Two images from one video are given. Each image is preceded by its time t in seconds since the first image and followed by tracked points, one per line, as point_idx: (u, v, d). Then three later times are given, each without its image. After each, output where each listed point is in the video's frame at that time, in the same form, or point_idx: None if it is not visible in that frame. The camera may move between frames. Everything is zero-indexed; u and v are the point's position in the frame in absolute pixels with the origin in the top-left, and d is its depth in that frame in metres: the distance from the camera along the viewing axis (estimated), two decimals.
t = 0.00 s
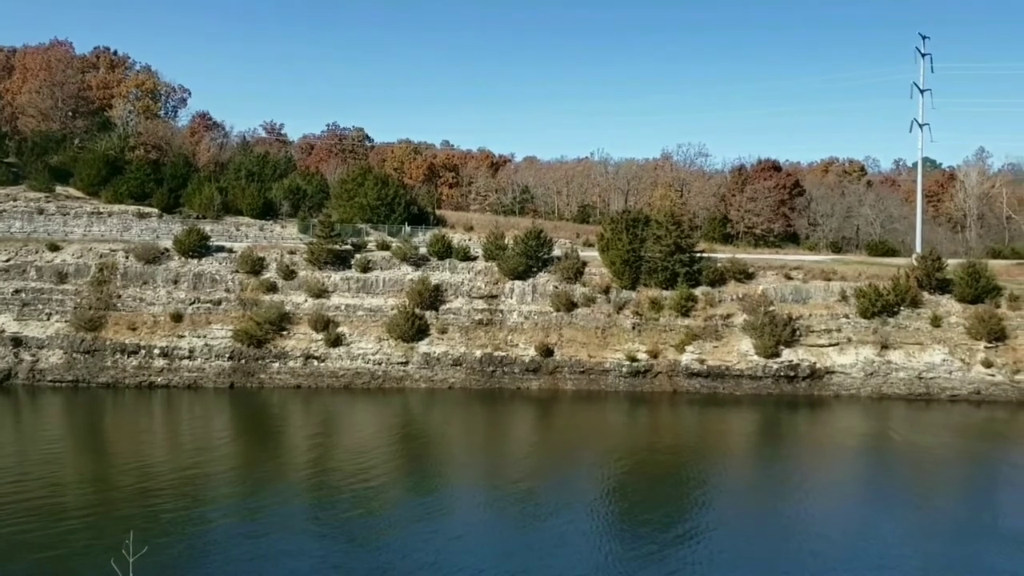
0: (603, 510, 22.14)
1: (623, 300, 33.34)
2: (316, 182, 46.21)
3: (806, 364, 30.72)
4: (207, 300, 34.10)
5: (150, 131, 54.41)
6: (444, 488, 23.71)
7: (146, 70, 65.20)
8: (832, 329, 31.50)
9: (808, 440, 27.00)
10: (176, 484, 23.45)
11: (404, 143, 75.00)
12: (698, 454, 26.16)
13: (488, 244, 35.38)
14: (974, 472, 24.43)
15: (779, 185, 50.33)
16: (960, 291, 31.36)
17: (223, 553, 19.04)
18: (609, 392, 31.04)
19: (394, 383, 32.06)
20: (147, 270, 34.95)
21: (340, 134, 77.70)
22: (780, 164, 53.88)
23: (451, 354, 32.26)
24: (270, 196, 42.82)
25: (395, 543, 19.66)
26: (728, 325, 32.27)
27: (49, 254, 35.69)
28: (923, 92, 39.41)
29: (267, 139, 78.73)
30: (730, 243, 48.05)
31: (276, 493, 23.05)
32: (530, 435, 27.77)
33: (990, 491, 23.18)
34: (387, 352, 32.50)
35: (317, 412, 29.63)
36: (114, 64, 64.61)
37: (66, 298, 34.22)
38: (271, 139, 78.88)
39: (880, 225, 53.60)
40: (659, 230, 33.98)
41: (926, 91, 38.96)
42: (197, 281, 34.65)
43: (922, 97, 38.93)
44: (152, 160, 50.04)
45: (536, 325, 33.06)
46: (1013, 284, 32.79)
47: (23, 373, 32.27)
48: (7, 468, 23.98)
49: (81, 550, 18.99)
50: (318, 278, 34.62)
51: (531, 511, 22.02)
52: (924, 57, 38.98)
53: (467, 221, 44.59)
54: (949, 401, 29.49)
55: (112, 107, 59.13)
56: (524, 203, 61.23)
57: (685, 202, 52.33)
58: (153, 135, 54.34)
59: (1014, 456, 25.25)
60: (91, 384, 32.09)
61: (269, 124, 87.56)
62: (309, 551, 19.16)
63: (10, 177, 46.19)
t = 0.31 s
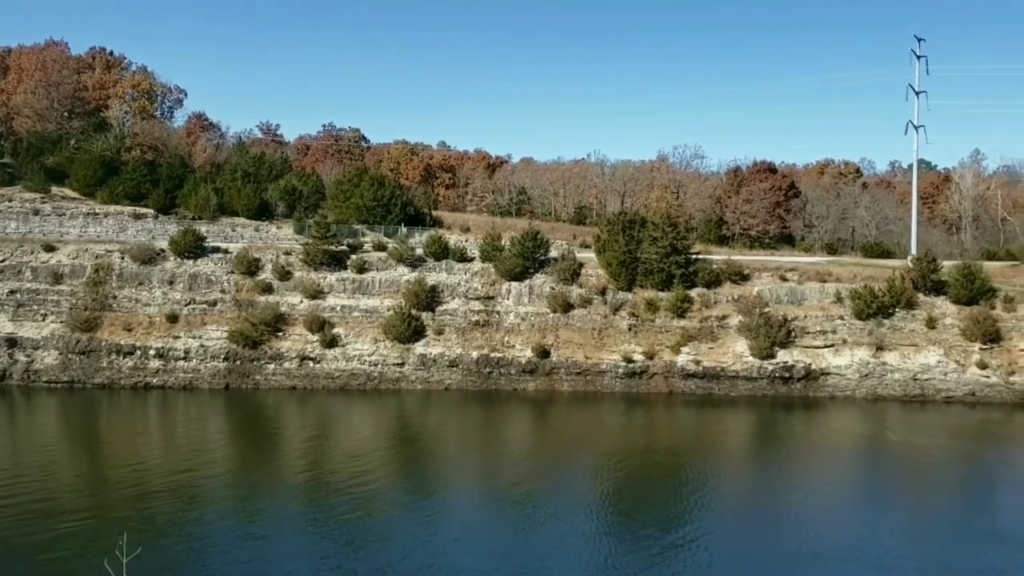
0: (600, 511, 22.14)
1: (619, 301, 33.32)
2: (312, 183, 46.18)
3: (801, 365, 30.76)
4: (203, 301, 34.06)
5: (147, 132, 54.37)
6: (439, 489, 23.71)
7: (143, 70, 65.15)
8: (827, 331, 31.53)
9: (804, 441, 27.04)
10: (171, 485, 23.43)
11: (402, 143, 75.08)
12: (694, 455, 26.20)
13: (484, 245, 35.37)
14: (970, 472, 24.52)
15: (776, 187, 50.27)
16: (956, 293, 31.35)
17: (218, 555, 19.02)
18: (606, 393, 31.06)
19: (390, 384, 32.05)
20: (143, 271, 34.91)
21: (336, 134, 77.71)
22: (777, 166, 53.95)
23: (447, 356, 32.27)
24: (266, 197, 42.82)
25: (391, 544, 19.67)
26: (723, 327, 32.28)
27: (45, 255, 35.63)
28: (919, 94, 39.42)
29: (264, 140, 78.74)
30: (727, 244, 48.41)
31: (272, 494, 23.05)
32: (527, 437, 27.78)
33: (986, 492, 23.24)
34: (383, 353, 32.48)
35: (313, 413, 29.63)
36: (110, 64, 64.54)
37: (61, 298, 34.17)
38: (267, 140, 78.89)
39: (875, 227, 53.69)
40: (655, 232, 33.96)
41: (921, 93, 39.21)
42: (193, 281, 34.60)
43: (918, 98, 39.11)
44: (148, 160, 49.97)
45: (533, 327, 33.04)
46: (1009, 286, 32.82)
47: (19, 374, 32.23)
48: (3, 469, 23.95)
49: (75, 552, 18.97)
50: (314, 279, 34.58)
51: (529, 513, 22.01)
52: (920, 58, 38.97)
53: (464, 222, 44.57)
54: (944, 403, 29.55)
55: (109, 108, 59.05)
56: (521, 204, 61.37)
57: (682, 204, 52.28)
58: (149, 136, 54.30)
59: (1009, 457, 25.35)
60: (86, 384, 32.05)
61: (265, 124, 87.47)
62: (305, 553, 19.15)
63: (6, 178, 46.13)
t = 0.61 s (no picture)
0: (602, 520, 22.05)
1: (620, 308, 33.25)
2: (314, 190, 46.20)
3: (802, 374, 30.68)
4: (203, 307, 34.02)
5: (148, 138, 54.45)
6: (439, 497, 23.64)
7: (144, 77, 65.26)
8: (828, 339, 31.46)
9: (805, 450, 26.96)
10: (171, 492, 23.33)
11: (402, 150, 75.15)
12: (695, 464, 26.14)
13: (485, 252, 35.36)
14: (971, 481, 24.49)
15: (776, 195, 50.19)
16: (957, 302, 31.28)
17: (218, 563, 18.92)
18: (606, 401, 30.98)
19: (390, 392, 31.96)
20: (143, 277, 34.87)
21: (337, 140, 77.76)
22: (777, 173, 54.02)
23: (448, 363, 32.19)
24: (267, 203, 42.87)
25: (392, 551, 19.56)
26: (724, 334, 32.20)
27: (45, 261, 35.61)
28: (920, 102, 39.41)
29: (264, 146, 78.83)
30: (728, 252, 48.52)
31: (272, 502, 22.95)
32: (527, 445, 27.72)
33: (988, 501, 23.19)
34: (383, 360, 32.41)
35: (313, 421, 29.56)
36: (111, 71, 64.68)
37: (62, 305, 34.13)
38: (268, 146, 78.98)
39: (876, 235, 53.58)
40: (656, 239, 33.91)
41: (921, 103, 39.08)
42: (193, 288, 34.58)
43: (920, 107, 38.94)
44: (149, 166, 50.02)
45: (533, 334, 32.98)
46: (1010, 295, 32.76)
47: (18, 380, 32.15)
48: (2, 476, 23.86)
49: (74, 560, 18.85)
50: (314, 285, 34.53)
51: (530, 521, 21.93)
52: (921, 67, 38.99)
53: (465, 229, 44.56)
54: (945, 412, 29.47)
55: (110, 114, 59.11)
56: (521, 211, 61.47)
57: (682, 212, 52.15)
58: (150, 142, 54.36)
59: (1010, 465, 25.32)
60: (86, 391, 31.96)
61: (266, 131, 87.57)
62: (306, 562, 19.05)
63: (7, 184, 46.15)
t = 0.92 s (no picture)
0: (595, 534, 21.91)
1: (612, 321, 33.24)
2: (305, 203, 46.09)
3: (794, 387, 30.66)
4: (194, 321, 33.88)
5: (139, 152, 54.41)
6: (431, 512, 23.49)
7: (135, 90, 65.28)
8: (820, 352, 31.47)
9: (798, 464, 26.89)
10: (161, 508, 23.13)
11: (394, 162, 75.15)
12: (687, 477, 26.07)
13: (476, 265, 35.36)
14: (965, 494, 24.44)
15: (766, 208, 50.82)
16: (947, 314, 31.35)
17: None
18: (599, 415, 30.89)
19: (381, 406, 31.81)
20: (134, 291, 34.73)
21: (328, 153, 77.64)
22: (766, 188, 54.45)
23: (439, 377, 32.08)
24: (258, 217, 42.80)
25: (385, 567, 19.39)
26: (716, 347, 32.19)
27: (35, 275, 35.44)
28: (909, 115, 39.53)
29: (256, 160, 78.84)
30: (718, 265, 47.95)
31: (263, 518, 22.77)
32: (519, 459, 27.61)
33: (979, 513, 23.21)
34: (374, 374, 32.29)
35: (304, 436, 29.40)
36: (102, 84, 64.70)
37: (51, 319, 33.95)
38: (260, 159, 78.99)
39: (867, 248, 53.59)
40: (647, 252, 33.93)
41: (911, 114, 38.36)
42: (184, 302, 34.46)
43: (909, 120, 38.49)
44: (140, 180, 49.96)
45: (525, 347, 32.91)
46: (1000, 307, 32.86)
47: (7, 395, 31.90)
48: None
49: None
50: (305, 299, 34.43)
51: (523, 536, 21.79)
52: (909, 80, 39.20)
53: (457, 242, 44.56)
54: (937, 425, 29.47)
55: (101, 128, 59.08)
56: (513, 224, 61.61)
57: (674, 224, 52.53)
58: (141, 156, 54.32)
59: (1002, 478, 25.32)
60: (75, 406, 31.72)
61: (258, 145, 87.62)
62: None
63: None
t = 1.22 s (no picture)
0: (546, 535, 21.96)
1: (565, 321, 33.36)
2: (255, 204, 45.57)
3: (743, 386, 31.05)
4: (142, 322, 33.25)
5: (86, 150, 53.25)
6: (382, 514, 23.36)
7: (82, 88, 63.85)
8: (768, 351, 31.92)
9: (747, 462, 27.27)
10: (105, 514, 22.63)
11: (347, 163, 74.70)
12: (638, 476, 26.27)
13: (430, 266, 35.31)
14: (907, 490, 25.03)
15: (716, 211, 50.97)
16: (891, 315, 32.02)
17: None
18: (551, 415, 30.97)
19: (333, 409, 31.53)
20: (80, 292, 33.98)
21: (279, 153, 76.56)
22: (717, 190, 54.42)
23: (392, 378, 31.88)
24: (207, 217, 42.14)
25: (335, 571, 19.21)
26: (667, 347, 32.48)
27: None
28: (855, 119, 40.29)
29: (207, 159, 77.59)
30: (670, 267, 48.34)
31: (211, 522, 22.43)
32: (472, 460, 27.59)
33: (921, 509, 23.77)
34: (326, 376, 31.99)
35: (255, 438, 29.03)
36: (47, 81, 63.18)
37: None
38: (211, 159, 77.77)
39: (813, 250, 54.85)
40: (600, 253, 34.14)
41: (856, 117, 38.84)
42: (132, 303, 33.82)
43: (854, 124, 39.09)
44: (86, 179, 48.89)
45: (479, 348, 32.88)
46: (941, 308, 33.69)
47: None
48: None
49: None
50: (255, 300, 34.01)
51: (473, 538, 21.76)
52: (854, 86, 40.07)
53: (410, 243, 44.39)
54: (881, 423, 30.07)
55: (45, 125, 57.69)
56: (468, 224, 61.33)
57: (626, 227, 53.01)
58: (88, 154, 53.16)
59: (943, 475, 25.95)
60: (18, 410, 30.90)
61: (209, 144, 86.23)
62: None
63: None
